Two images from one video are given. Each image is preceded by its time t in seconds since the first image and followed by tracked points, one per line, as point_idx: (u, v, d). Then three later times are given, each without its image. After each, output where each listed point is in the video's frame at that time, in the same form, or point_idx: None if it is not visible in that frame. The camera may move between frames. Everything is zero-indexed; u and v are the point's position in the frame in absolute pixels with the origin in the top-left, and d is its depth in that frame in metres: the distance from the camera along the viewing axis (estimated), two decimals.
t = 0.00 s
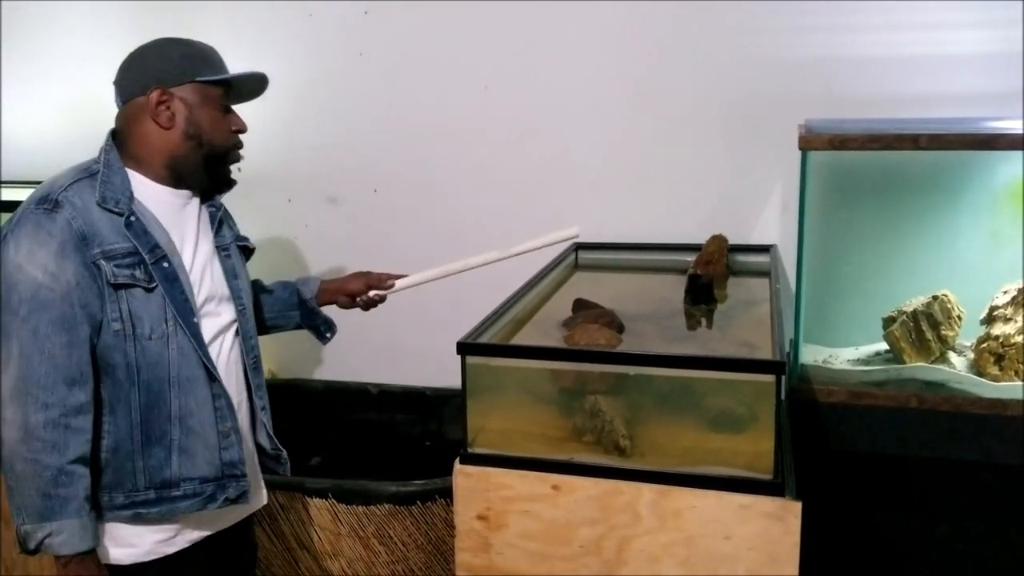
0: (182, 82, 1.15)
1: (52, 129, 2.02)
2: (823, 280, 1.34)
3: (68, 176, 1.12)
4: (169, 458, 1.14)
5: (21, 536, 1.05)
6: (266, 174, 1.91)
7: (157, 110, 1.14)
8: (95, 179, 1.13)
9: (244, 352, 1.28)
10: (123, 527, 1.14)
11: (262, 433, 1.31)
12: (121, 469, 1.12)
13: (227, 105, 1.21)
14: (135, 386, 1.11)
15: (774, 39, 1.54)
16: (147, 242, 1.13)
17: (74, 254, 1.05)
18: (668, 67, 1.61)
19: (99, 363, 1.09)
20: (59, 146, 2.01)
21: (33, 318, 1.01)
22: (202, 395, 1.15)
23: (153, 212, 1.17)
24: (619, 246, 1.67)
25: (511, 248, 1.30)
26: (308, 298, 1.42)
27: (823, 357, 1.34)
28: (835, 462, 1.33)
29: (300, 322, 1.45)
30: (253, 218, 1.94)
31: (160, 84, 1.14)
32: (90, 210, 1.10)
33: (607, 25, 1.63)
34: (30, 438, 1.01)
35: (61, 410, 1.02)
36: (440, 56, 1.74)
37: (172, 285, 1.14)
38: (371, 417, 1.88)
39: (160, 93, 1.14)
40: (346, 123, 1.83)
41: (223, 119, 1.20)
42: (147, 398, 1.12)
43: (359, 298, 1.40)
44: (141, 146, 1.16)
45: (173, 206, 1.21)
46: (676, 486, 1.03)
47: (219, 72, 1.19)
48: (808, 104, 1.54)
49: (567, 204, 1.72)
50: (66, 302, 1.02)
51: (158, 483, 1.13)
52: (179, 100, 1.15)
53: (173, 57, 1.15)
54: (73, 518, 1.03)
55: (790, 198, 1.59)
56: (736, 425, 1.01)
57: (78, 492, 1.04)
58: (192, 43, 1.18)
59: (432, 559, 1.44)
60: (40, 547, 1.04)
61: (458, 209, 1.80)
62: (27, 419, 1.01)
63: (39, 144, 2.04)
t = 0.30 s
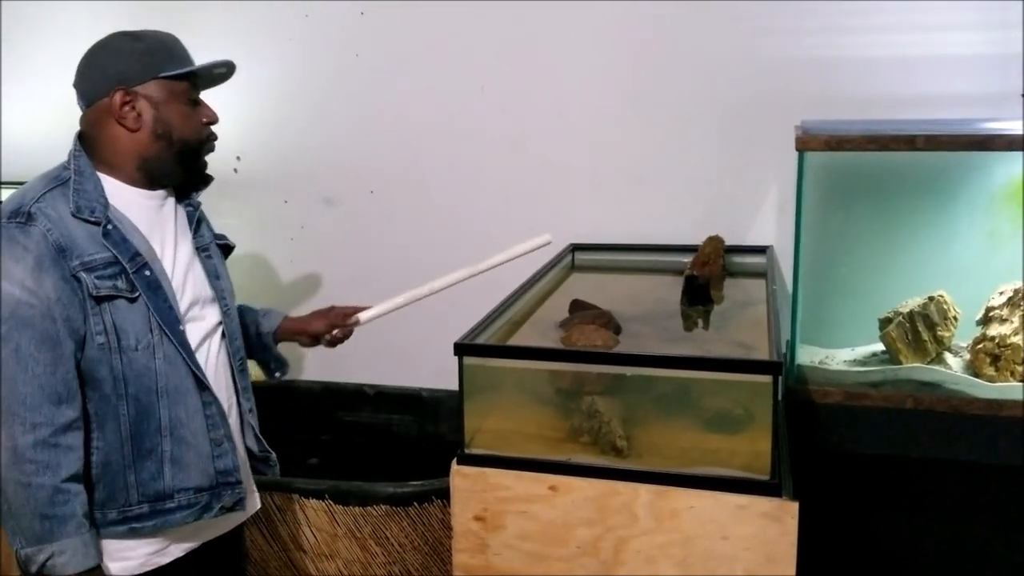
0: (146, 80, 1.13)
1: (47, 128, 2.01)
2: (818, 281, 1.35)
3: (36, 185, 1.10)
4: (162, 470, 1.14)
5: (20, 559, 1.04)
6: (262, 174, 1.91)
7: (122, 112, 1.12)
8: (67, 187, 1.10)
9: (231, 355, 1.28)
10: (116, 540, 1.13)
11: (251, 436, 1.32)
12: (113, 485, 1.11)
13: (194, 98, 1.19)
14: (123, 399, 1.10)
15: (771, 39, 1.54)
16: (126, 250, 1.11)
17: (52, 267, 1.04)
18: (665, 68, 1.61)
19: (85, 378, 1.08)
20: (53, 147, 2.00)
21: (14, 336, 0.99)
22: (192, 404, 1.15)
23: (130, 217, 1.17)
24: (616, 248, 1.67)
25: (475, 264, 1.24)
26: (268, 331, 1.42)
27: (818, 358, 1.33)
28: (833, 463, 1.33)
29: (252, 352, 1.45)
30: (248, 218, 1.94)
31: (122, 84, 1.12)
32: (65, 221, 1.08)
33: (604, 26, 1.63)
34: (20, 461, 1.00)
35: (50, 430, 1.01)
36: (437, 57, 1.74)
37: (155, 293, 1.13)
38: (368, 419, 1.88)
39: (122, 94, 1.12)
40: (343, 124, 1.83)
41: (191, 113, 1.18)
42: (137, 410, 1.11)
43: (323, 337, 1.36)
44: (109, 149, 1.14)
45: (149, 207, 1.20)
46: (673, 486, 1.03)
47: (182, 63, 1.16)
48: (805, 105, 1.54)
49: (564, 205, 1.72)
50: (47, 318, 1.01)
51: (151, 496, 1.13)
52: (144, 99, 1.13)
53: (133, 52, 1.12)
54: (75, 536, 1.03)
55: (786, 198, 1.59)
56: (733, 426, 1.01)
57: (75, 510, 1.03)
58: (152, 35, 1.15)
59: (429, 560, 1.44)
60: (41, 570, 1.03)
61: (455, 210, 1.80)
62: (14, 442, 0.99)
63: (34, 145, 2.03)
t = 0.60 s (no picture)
0: (124, 88, 1.12)
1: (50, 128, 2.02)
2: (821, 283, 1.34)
3: (22, 193, 1.09)
4: (155, 483, 1.14)
5: None
6: (264, 174, 1.91)
7: (100, 120, 1.12)
8: (54, 196, 1.10)
9: (220, 359, 1.28)
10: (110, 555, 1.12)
11: (239, 441, 1.31)
12: (107, 498, 1.11)
13: (176, 103, 1.17)
14: (117, 411, 1.10)
15: (773, 40, 1.54)
16: (116, 260, 1.11)
17: (42, 279, 1.03)
18: (666, 68, 1.61)
19: (78, 391, 1.08)
20: (52, 148, 2.00)
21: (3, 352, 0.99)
22: (185, 414, 1.16)
23: (116, 225, 1.16)
24: (617, 249, 1.67)
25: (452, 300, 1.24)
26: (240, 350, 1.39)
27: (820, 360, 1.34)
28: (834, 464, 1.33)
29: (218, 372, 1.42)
30: (249, 218, 1.94)
31: (100, 92, 1.11)
32: (54, 232, 1.07)
33: (605, 27, 1.63)
34: (8, 480, 0.99)
35: (39, 448, 1.00)
36: (438, 58, 1.74)
37: (147, 303, 1.13)
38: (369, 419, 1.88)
39: (100, 102, 1.11)
40: (345, 124, 1.83)
41: (171, 120, 1.16)
42: (131, 422, 1.11)
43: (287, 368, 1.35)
44: (89, 157, 1.14)
45: (133, 213, 1.20)
46: (675, 487, 1.03)
47: (163, 68, 1.15)
48: (807, 106, 1.54)
49: (565, 206, 1.73)
50: (38, 333, 1.00)
51: (145, 509, 1.13)
52: (122, 107, 1.12)
53: (111, 58, 1.11)
54: (61, 557, 1.02)
55: (787, 199, 1.60)
56: (733, 427, 1.01)
57: (64, 531, 1.03)
58: (132, 38, 1.13)
59: (430, 561, 1.44)
60: None
61: (456, 211, 1.80)
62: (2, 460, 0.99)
63: (36, 147, 2.04)
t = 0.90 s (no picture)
0: (109, 107, 1.10)
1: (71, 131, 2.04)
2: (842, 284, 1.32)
3: (23, 206, 1.09)
4: (166, 493, 1.15)
5: None
6: (282, 176, 1.92)
7: (88, 138, 1.12)
8: (54, 206, 1.10)
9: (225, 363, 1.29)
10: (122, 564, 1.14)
11: (244, 444, 1.33)
12: (118, 511, 1.12)
13: (168, 120, 1.15)
14: (127, 423, 1.11)
15: (791, 41, 1.53)
16: (122, 270, 1.11)
17: (47, 294, 1.03)
18: (684, 69, 1.61)
19: (89, 404, 1.09)
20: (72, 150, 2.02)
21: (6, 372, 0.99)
22: (194, 423, 1.17)
23: (117, 232, 1.16)
24: (635, 251, 1.67)
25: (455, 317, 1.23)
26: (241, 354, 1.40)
27: (839, 362, 1.32)
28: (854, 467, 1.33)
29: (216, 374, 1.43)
30: (268, 220, 1.95)
31: (86, 111, 1.10)
32: (58, 245, 1.07)
33: (623, 28, 1.63)
34: (16, 499, 1.01)
35: (45, 466, 1.01)
36: (456, 59, 1.74)
37: (153, 314, 1.14)
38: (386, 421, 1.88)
39: (86, 121, 1.11)
40: (362, 127, 1.84)
41: (161, 137, 1.14)
42: (141, 433, 1.12)
43: (286, 375, 1.36)
44: (81, 173, 1.14)
45: (131, 220, 1.19)
46: (693, 490, 1.02)
47: (150, 84, 1.12)
48: (826, 107, 1.54)
49: (582, 207, 1.72)
50: (42, 349, 1.01)
51: (155, 520, 1.15)
52: (108, 126, 1.11)
53: (95, 76, 1.09)
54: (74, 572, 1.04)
55: (806, 201, 1.59)
56: (752, 429, 1.00)
57: (74, 547, 1.04)
58: (119, 53, 1.11)
59: (447, 563, 1.45)
60: None
61: (473, 212, 1.80)
62: (10, 480, 1.00)
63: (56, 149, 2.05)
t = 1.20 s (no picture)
0: (85, 129, 1.09)
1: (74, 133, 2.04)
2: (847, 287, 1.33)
3: (14, 221, 1.08)
4: (170, 500, 1.16)
5: None
6: (284, 178, 1.92)
7: (65, 156, 1.11)
8: (46, 219, 1.09)
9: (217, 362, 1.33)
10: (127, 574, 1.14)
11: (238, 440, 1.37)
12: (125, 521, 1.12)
13: (144, 138, 1.13)
14: (132, 435, 1.12)
15: (793, 43, 1.53)
16: (120, 281, 1.12)
17: (47, 313, 1.03)
18: (685, 72, 1.61)
19: (95, 419, 1.10)
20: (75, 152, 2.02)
21: None
22: (196, 430, 1.18)
23: (111, 242, 1.18)
24: (640, 253, 1.67)
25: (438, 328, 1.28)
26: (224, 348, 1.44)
27: (842, 365, 1.32)
28: (857, 469, 1.32)
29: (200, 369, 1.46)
30: (271, 222, 1.95)
31: (61, 131, 1.09)
32: (54, 261, 1.07)
33: (624, 30, 1.63)
34: (33, 503, 0.99)
35: (49, 466, 1.01)
36: (457, 61, 1.75)
37: (152, 324, 1.15)
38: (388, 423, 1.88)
39: (62, 140, 1.10)
40: (364, 129, 1.84)
41: (138, 156, 1.13)
42: (146, 444, 1.13)
43: (263, 377, 1.41)
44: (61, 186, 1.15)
45: (121, 229, 1.21)
46: (695, 492, 1.02)
47: (124, 105, 1.10)
48: (828, 109, 1.53)
49: (584, 209, 1.72)
50: (35, 372, 1.00)
51: (162, 527, 1.16)
52: (85, 145, 1.11)
53: (68, 98, 1.07)
54: (121, 535, 1.04)
55: (808, 203, 1.59)
56: (754, 431, 1.00)
57: (106, 513, 1.04)
58: (92, 72, 1.08)
59: (450, 565, 1.45)
60: None
61: (476, 215, 1.80)
62: (24, 488, 0.99)
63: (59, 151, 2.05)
